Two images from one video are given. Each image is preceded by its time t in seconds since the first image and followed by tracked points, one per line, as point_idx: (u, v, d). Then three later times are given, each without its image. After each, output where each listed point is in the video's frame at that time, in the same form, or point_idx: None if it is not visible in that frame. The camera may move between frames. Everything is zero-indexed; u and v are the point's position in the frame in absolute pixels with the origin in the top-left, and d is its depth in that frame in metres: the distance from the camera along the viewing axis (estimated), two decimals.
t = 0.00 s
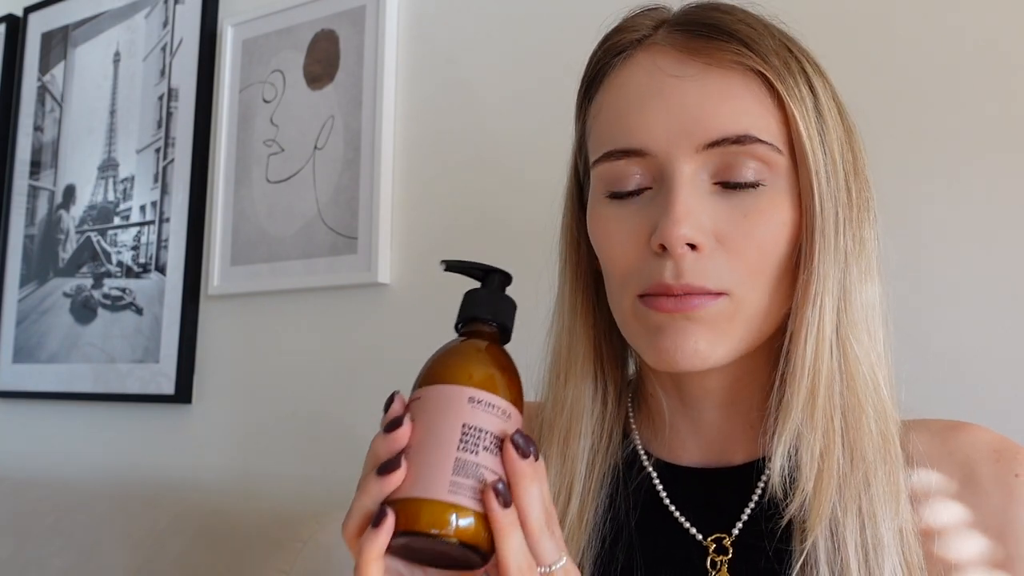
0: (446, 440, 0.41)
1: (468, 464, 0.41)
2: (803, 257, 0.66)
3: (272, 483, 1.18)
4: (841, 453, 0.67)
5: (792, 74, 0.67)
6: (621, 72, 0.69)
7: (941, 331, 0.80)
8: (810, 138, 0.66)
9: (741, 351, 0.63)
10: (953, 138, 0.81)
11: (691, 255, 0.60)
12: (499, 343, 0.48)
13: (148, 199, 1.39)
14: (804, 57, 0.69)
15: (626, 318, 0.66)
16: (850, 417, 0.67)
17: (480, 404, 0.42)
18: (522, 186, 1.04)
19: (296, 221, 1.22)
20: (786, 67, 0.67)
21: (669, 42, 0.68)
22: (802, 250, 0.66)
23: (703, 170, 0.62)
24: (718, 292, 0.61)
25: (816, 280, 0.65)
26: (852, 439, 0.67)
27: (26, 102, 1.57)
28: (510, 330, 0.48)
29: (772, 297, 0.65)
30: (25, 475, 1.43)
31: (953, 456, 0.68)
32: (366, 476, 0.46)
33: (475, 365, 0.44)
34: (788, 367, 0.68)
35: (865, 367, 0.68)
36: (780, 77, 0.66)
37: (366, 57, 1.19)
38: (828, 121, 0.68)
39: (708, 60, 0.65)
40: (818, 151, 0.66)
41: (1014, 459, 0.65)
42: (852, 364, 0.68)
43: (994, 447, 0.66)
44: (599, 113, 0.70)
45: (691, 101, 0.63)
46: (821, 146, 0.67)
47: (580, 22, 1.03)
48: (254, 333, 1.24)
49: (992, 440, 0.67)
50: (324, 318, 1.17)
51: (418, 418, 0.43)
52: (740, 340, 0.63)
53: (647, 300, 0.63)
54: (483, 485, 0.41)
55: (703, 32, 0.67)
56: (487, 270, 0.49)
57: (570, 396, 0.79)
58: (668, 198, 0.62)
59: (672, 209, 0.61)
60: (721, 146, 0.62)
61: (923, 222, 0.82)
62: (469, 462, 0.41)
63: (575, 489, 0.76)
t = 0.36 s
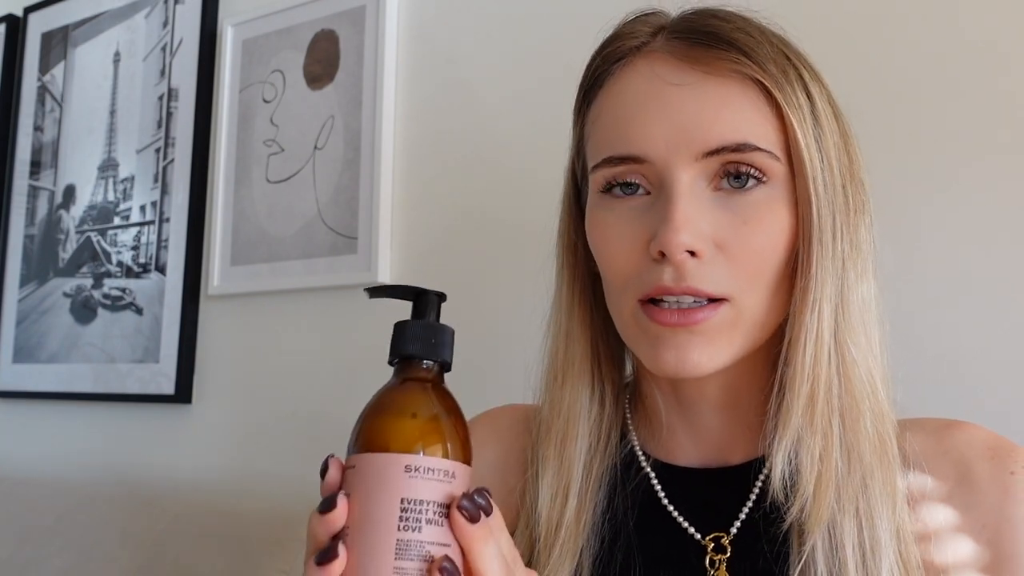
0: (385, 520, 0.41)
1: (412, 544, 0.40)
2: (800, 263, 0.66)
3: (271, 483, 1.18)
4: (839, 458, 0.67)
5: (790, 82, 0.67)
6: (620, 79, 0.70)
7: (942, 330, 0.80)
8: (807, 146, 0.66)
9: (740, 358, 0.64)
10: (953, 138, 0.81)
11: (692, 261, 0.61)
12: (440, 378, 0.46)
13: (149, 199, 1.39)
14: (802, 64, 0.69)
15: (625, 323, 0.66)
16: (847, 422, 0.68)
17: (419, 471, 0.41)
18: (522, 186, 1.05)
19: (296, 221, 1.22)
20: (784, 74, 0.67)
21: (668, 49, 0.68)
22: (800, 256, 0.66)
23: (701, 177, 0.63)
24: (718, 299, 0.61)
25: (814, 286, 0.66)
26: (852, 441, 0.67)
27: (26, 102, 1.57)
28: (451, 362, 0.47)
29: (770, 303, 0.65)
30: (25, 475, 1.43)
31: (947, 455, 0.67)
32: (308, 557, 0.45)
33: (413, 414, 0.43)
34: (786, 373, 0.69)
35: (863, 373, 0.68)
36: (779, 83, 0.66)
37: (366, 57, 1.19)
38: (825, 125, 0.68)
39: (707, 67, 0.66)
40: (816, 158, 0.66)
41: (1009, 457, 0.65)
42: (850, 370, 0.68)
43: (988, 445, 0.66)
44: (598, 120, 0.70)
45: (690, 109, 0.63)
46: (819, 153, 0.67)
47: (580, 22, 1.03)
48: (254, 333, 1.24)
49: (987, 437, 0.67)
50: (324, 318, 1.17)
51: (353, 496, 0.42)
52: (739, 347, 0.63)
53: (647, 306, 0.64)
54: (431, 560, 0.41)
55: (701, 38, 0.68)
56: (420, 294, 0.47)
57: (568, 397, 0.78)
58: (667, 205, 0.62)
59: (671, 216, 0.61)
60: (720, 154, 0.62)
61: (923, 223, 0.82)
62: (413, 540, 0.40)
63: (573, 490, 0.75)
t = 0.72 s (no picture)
0: (358, 496, 0.41)
1: (381, 523, 0.40)
2: (791, 245, 0.65)
3: (270, 483, 1.18)
4: (828, 442, 0.67)
5: (789, 70, 0.67)
6: (623, 59, 0.70)
7: (942, 330, 0.79)
8: (802, 131, 0.66)
9: (728, 333, 0.63)
10: (952, 137, 0.80)
11: (682, 230, 0.61)
12: (426, 362, 0.46)
13: (149, 199, 1.39)
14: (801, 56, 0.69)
15: (614, 295, 0.65)
16: (838, 409, 0.68)
17: (396, 453, 0.41)
18: (522, 185, 1.04)
19: (296, 221, 1.22)
20: (784, 64, 0.67)
21: (672, 30, 0.69)
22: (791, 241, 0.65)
23: (698, 151, 0.63)
24: (707, 271, 0.60)
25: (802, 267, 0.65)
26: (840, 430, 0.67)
27: (26, 102, 1.57)
28: (441, 348, 0.47)
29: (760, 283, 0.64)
30: (25, 475, 1.43)
31: (942, 450, 0.67)
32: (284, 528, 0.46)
33: (396, 398, 0.43)
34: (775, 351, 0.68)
35: (855, 360, 0.68)
36: (778, 71, 0.66)
37: (366, 57, 1.19)
38: (820, 120, 0.68)
39: (709, 48, 0.66)
40: (811, 144, 0.66)
41: (1003, 450, 0.65)
42: (841, 356, 0.68)
43: (984, 439, 0.66)
44: (599, 99, 0.71)
45: (691, 83, 0.64)
46: (813, 140, 0.67)
47: (580, 22, 1.03)
48: (253, 334, 1.24)
49: (981, 431, 0.67)
50: (324, 318, 1.17)
51: (329, 469, 0.43)
52: (727, 322, 0.62)
53: (635, 276, 0.63)
54: (402, 541, 0.40)
55: (705, 22, 0.68)
56: (416, 277, 0.47)
57: (557, 393, 0.78)
58: (664, 175, 0.63)
59: (667, 184, 0.62)
60: (717, 126, 0.63)
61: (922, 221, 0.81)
62: (382, 520, 0.40)
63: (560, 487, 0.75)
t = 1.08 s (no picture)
0: (377, 456, 0.43)
1: (396, 481, 0.42)
2: (782, 254, 0.66)
3: (271, 483, 1.18)
4: (826, 447, 0.68)
5: (770, 75, 0.66)
6: (603, 74, 0.70)
7: (941, 330, 0.80)
8: (787, 138, 0.65)
9: (719, 346, 0.63)
10: (951, 137, 0.81)
11: (670, 248, 0.61)
12: (455, 347, 0.49)
13: (149, 199, 1.39)
14: (784, 58, 0.69)
15: (608, 313, 0.66)
16: (834, 413, 0.67)
17: (418, 419, 0.43)
18: (522, 185, 1.05)
19: (296, 221, 1.22)
20: (764, 68, 0.66)
21: (650, 42, 0.68)
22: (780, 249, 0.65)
23: (682, 166, 0.63)
24: (698, 286, 0.61)
25: (792, 274, 0.65)
26: (838, 433, 0.67)
27: (26, 102, 1.57)
28: (470, 336, 0.50)
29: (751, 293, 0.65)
30: (26, 475, 1.43)
31: (942, 454, 0.68)
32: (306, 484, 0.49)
33: (422, 374, 0.45)
34: (768, 362, 0.68)
35: (848, 366, 0.68)
36: (759, 77, 0.66)
37: (366, 57, 1.19)
38: (806, 122, 0.68)
39: (687, 59, 0.66)
40: (797, 150, 0.66)
41: (1003, 454, 0.65)
42: (834, 364, 0.68)
43: (983, 442, 0.66)
44: (582, 114, 0.70)
45: (669, 98, 0.63)
46: (799, 145, 0.66)
47: (580, 22, 1.03)
48: (254, 333, 1.24)
49: (981, 434, 0.67)
50: (324, 318, 1.17)
51: (354, 430, 0.46)
52: (719, 336, 0.63)
53: (628, 294, 0.64)
54: (413, 502, 0.42)
55: (683, 33, 0.68)
56: (452, 267, 0.50)
57: (558, 396, 0.79)
58: (647, 194, 0.63)
59: (650, 204, 0.62)
60: (699, 142, 0.62)
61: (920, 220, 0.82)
62: (397, 478, 0.43)
63: (563, 489, 0.75)
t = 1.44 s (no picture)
0: (383, 482, 0.43)
1: (407, 507, 0.42)
2: (756, 261, 0.65)
3: (270, 483, 1.18)
4: (805, 450, 0.67)
5: (744, 81, 0.66)
6: (583, 86, 0.70)
7: (941, 330, 0.79)
8: (761, 145, 0.64)
9: (695, 353, 0.63)
10: (951, 137, 0.80)
11: (642, 258, 0.61)
12: (438, 355, 0.48)
13: (148, 200, 1.39)
14: (763, 63, 0.68)
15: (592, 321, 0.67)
16: (814, 416, 0.67)
17: (418, 439, 0.43)
18: (522, 185, 1.05)
19: (296, 221, 1.22)
20: (738, 74, 0.66)
21: (625, 52, 0.68)
22: (756, 254, 0.65)
23: (655, 176, 0.62)
24: (672, 295, 0.61)
25: (766, 281, 0.64)
26: (817, 434, 0.67)
27: (26, 102, 1.57)
28: (451, 342, 0.49)
29: (728, 299, 0.64)
30: (26, 475, 1.43)
31: (940, 453, 0.67)
32: (308, 518, 0.48)
33: (413, 389, 0.45)
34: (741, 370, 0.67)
35: (827, 372, 0.67)
36: (733, 82, 0.65)
37: (366, 57, 1.19)
38: (786, 124, 0.67)
39: (659, 69, 0.65)
40: (773, 155, 0.65)
41: (1001, 453, 0.65)
42: (812, 369, 0.67)
43: (982, 442, 0.66)
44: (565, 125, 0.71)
45: (640, 109, 0.63)
46: (775, 150, 0.66)
47: (580, 22, 1.03)
48: (254, 333, 1.24)
49: (980, 434, 0.67)
50: (324, 318, 1.17)
51: (354, 456, 0.45)
52: (694, 343, 0.63)
53: (606, 303, 0.64)
54: (426, 524, 0.42)
55: (657, 42, 0.67)
56: (426, 276, 0.50)
57: (558, 395, 0.79)
58: (619, 205, 0.63)
59: (620, 214, 0.62)
60: (669, 153, 0.62)
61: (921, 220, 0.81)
62: (407, 503, 0.42)
63: (562, 485, 0.76)
